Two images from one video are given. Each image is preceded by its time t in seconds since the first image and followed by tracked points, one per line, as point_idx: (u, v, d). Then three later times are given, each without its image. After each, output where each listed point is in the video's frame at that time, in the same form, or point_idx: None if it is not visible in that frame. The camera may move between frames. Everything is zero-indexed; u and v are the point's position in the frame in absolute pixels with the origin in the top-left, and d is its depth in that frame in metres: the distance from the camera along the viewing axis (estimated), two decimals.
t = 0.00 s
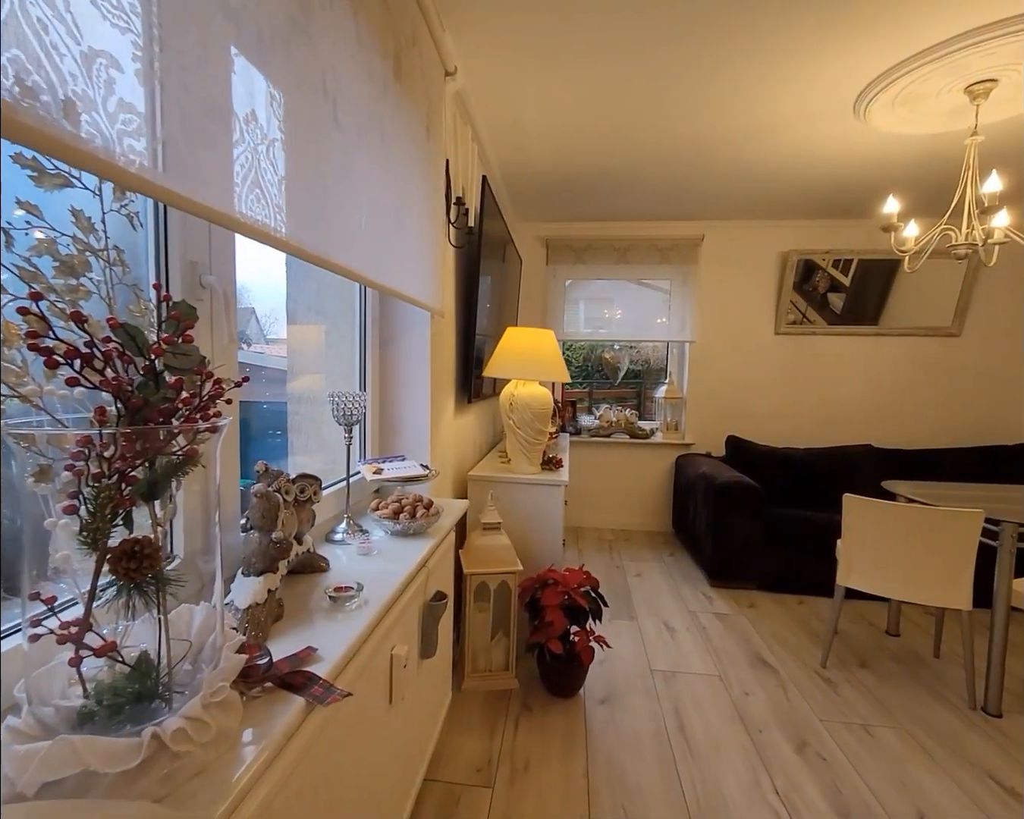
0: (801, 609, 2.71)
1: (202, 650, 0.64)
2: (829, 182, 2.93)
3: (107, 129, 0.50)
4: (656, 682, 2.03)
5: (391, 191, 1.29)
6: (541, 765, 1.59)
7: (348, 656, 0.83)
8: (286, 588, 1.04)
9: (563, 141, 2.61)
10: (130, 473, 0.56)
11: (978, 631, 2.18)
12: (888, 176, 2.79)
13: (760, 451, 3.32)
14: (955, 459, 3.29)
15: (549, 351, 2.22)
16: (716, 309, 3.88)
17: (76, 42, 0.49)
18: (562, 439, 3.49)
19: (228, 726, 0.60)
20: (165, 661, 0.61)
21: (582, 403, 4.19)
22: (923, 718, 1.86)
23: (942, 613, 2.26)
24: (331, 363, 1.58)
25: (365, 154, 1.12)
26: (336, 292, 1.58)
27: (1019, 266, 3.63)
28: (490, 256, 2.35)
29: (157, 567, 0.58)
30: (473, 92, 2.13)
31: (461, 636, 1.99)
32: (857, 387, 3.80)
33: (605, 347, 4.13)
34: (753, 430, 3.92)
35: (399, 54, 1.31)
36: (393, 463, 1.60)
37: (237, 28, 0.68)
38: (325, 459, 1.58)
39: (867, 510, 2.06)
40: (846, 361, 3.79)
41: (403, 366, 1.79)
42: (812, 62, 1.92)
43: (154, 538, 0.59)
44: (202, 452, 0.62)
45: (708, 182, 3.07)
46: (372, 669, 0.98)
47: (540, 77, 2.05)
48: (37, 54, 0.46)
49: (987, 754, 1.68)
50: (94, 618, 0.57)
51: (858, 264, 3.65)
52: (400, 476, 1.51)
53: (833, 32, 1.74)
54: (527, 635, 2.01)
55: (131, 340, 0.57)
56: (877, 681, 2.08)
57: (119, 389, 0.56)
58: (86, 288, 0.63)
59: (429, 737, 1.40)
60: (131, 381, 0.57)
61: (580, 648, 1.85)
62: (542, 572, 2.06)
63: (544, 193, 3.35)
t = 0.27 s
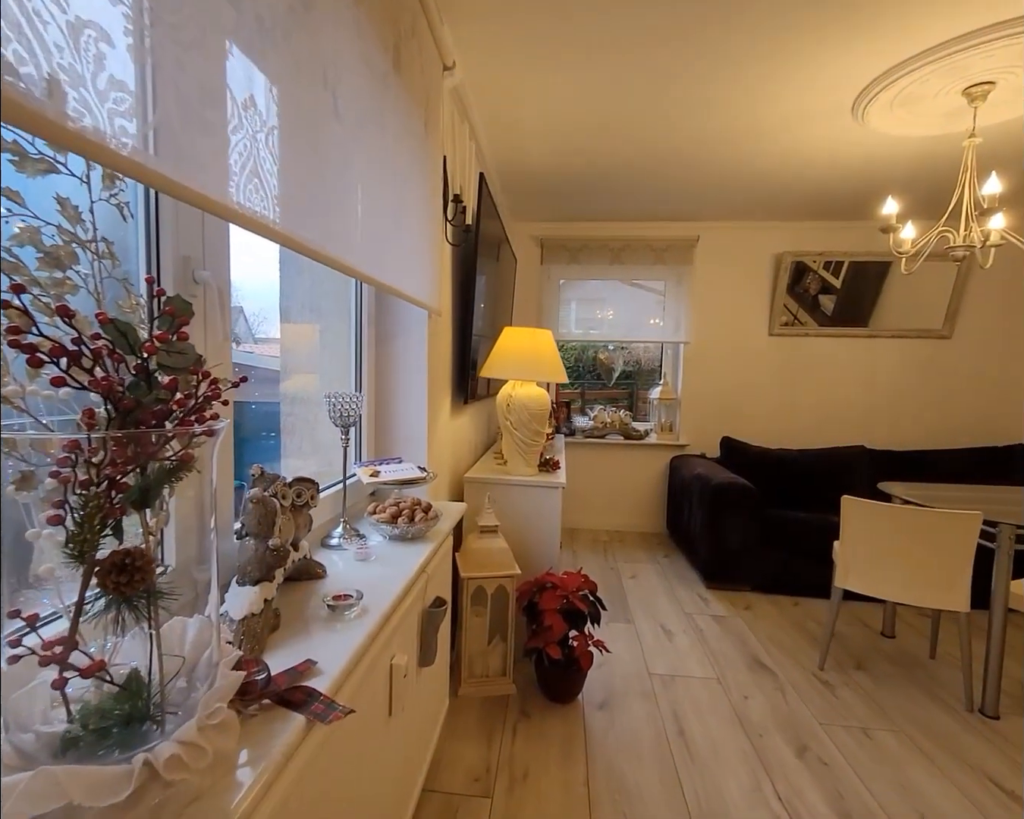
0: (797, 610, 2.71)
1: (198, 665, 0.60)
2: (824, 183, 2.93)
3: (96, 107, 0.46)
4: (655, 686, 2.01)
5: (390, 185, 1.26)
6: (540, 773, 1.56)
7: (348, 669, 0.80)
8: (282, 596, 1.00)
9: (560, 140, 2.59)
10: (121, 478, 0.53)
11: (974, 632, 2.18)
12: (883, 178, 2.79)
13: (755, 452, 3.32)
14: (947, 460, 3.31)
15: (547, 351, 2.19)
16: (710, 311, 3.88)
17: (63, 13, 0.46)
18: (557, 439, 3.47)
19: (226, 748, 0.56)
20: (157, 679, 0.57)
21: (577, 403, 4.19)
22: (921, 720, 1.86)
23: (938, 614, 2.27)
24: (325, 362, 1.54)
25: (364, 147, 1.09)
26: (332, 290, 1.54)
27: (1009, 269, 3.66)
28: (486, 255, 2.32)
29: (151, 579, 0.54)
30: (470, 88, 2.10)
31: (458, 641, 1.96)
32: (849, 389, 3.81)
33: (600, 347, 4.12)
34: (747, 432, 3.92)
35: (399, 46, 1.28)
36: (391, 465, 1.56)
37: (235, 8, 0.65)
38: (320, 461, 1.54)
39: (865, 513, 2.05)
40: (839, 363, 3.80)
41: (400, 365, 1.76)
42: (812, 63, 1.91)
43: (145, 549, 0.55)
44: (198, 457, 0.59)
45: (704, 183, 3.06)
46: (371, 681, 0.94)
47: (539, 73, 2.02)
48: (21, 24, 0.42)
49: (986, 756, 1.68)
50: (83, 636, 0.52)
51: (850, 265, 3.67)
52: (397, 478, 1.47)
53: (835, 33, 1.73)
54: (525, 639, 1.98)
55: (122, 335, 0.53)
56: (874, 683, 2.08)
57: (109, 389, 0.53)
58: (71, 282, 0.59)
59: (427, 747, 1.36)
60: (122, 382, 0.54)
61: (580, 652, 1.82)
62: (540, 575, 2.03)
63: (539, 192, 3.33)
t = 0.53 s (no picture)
0: (768, 608, 2.76)
1: (161, 683, 0.56)
2: (795, 189, 2.99)
3: (49, 69, 0.42)
4: (632, 687, 2.01)
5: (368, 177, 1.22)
6: (520, 780, 1.54)
7: (325, 683, 0.75)
8: (253, 606, 0.95)
9: (538, 139, 2.57)
10: (77, 483, 0.48)
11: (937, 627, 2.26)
12: (851, 185, 2.87)
13: (727, 453, 3.37)
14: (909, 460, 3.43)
15: (526, 351, 2.17)
16: (684, 313, 3.92)
17: None
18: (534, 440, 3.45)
19: (194, 775, 0.52)
20: (116, 699, 0.52)
21: (552, 404, 4.19)
22: (889, 715, 1.91)
23: (903, 610, 2.34)
24: (298, 360, 1.48)
25: (342, 135, 1.05)
26: (306, 285, 1.49)
27: (966, 277, 3.81)
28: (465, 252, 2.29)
29: (109, 594, 0.50)
30: (449, 82, 2.06)
31: (434, 646, 1.92)
32: (817, 391, 3.92)
33: (576, 348, 4.13)
34: (719, 433, 3.99)
35: (378, 33, 1.24)
36: (366, 466, 1.51)
37: None
38: (292, 462, 1.48)
39: (836, 513, 2.10)
40: (807, 366, 3.90)
41: (377, 364, 1.71)
42: (788, 71, 1.94)
43: (104, 560, 0.50)
44: (166, 457, 0.54)
45: (680, 186, 3.09)
46: (348, 693, 0.90)
47: (519, 71, 2.00)
48: None
49: (950, 748, 1.73)
50: (33, 657, 0.46)
51: (816, 271, 3.76)
52: (374, 480, 1.43)
53: (811, 43, 1.76)
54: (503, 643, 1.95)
55: (78, 327, 0.49)
56: (844, 678, 2.12)
57: (64, 384, 0.48)
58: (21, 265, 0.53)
59: (404, 757, 1.32)
60: (79, 377, 0.49)
61: (558, 655, 1.81)
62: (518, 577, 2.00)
63: (517, 191, 3.31)
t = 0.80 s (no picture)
0: (738, 604, 2.81)
1: (113, 698, 0.51)
2: (763, 194, 3.06)
3: None
4: (606, 685, 2.01)
5: (341, 164, 1.17)
6: (495, 783, 1.51)
7: (296, 691, 0.71)
8: (217, 612, 0.89)
9: (513, 137, 2.55)
10: (19, 479, 0.43)
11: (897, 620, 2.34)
12: (816, 191, 2.95)
13: (697, 452, 3.43)
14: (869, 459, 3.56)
15: (501, 348, 2.15)
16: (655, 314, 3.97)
17: None
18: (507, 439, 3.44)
19: (151, 797, 0.48)
20: (59, 717, 0.47)
21: (525, 403, 4.19)
22: (854, 705, 1.96)
23: (865, 603, 2.41)
24: (266, 354, 1.42)
25: (314, 118, 1.01)
26: (274, 276, 1.43)
27: (921, 283, 3.97)
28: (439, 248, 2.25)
29: (55, 601, 0.44)
30: (423, 73, 2.02)
31: (407, 649, 1.87)
32: (783, 392, 4.02)
33: (549, 347, 4.13)
34: (689, 432, 4.05)
35: (351, 15, 1.20)
36: (338, 465, 1.46)
37: None
38: (259, 461, 1.42)
39: (803, 510, 2.15)
40: (773, 367, 4.00)
41: (349, 360, 1.66)
42: (759, 77, 1.98)
43: (49, 565, 0.45)
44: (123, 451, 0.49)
45: (652, 188, 3.12)
46: (319, 700, 0.86)
47: (494, 65, 1.97)
48: None
49: (911, 737, 1.79)
50: None
51: (782, 275, 3.86)
52: (345, 479, 1.38)
53: (781, 49, 1.80)
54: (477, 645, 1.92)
55: (19, 304, 0.44)
56: (810, 671, 2.17)
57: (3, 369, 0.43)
58: None
59: (376, 764, 1.28)
60: (21, 362, 0.45)
61: (534, 655, 1.79)
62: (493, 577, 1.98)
63: (490, 189, 3.28)
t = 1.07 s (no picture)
0: (710, 601, 2.85)
1: (60, 715, 0.47)
2: (734, 197, 3.12)
3: None
4: (582, 684, 2.01)
5: (312, 152, 1.14)
6: (471, 786, 1.49)
7: (263, 700, 0.68)
8: (179, 617, 0.85)
9: (488, 134, 2.53)
10: None
11: (862, 612, 2.40)
12: (785, 195, 3.02)
13: (670, 451, 3.46)
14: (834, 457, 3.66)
15: (477, 346, 2.12)
16: (629, 314, 4.00)
17: None
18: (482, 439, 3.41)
19: None
20: None
21: (500, 403, 4.17)
22: (822, 697, 2.00)
23: (832, 597, 2.47)
24: (233, 349, 1.36)
25: (284, 102, 0.97)
26: (242, 268, 1.38)
27: (884, 287, 4.11)
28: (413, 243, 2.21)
29: None
30: (397, 65, 1.98)
31: (380, 652, 1.83)
32: (753, 391, 4.10)
33: (524, 347, 4.12)
34: (663, 432, 4.09)
35: None
36: (308, 464, 1.42)
37: None
38: (226, 460, 1.36)
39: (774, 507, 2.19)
40: (743, 367, 4.08)
41: (321, 356, 1.62)
42: (731, 81, 2.01)
43: None
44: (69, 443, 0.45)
45: (626, 189, 3.15)
46: (288, 707, 0.82)
47: (470, 60, 1.95)
48: None
49: (877, 726, 1.84)
50: None
51: (751, 277, 3.94)
52: (316, 478, 1.34)
53: (754, 53, 1.83)
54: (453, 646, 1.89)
55: None
56: (781, 665, 2.21)
57: None
58: None
59: (349, 771, 1.24)
60: None
61: (510, 655, 1.77)
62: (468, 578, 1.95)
63: (465, 186, 3.26)
